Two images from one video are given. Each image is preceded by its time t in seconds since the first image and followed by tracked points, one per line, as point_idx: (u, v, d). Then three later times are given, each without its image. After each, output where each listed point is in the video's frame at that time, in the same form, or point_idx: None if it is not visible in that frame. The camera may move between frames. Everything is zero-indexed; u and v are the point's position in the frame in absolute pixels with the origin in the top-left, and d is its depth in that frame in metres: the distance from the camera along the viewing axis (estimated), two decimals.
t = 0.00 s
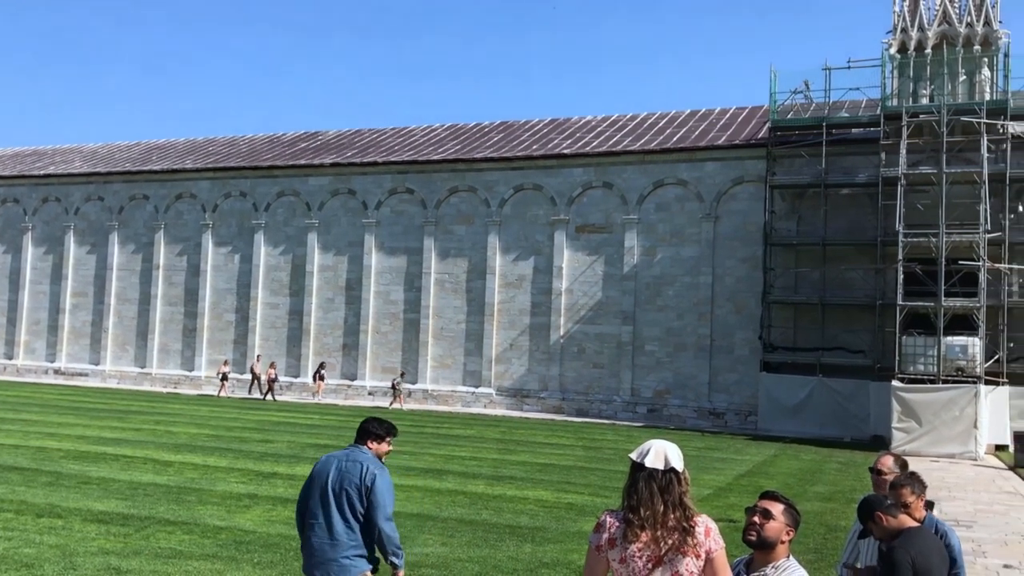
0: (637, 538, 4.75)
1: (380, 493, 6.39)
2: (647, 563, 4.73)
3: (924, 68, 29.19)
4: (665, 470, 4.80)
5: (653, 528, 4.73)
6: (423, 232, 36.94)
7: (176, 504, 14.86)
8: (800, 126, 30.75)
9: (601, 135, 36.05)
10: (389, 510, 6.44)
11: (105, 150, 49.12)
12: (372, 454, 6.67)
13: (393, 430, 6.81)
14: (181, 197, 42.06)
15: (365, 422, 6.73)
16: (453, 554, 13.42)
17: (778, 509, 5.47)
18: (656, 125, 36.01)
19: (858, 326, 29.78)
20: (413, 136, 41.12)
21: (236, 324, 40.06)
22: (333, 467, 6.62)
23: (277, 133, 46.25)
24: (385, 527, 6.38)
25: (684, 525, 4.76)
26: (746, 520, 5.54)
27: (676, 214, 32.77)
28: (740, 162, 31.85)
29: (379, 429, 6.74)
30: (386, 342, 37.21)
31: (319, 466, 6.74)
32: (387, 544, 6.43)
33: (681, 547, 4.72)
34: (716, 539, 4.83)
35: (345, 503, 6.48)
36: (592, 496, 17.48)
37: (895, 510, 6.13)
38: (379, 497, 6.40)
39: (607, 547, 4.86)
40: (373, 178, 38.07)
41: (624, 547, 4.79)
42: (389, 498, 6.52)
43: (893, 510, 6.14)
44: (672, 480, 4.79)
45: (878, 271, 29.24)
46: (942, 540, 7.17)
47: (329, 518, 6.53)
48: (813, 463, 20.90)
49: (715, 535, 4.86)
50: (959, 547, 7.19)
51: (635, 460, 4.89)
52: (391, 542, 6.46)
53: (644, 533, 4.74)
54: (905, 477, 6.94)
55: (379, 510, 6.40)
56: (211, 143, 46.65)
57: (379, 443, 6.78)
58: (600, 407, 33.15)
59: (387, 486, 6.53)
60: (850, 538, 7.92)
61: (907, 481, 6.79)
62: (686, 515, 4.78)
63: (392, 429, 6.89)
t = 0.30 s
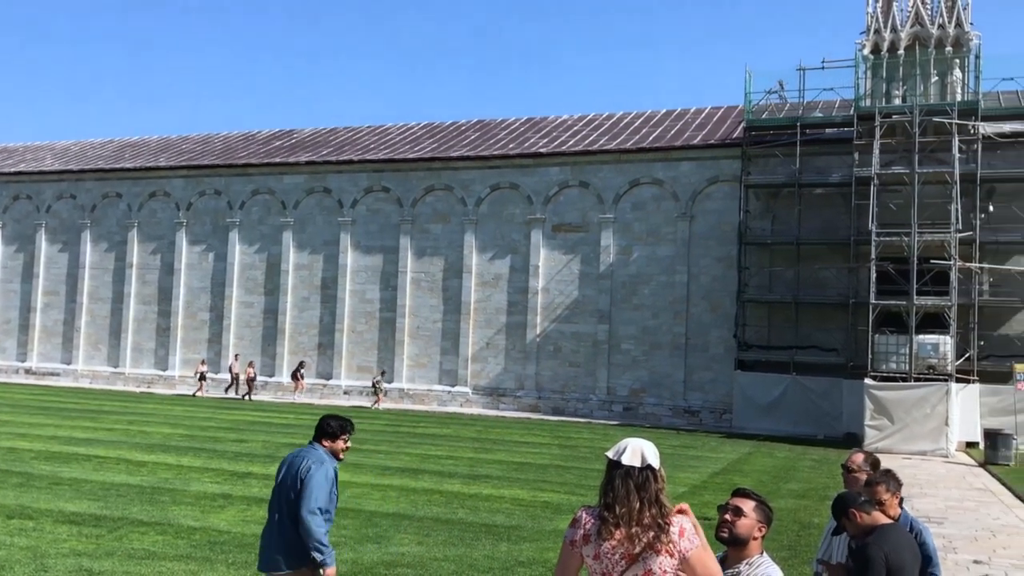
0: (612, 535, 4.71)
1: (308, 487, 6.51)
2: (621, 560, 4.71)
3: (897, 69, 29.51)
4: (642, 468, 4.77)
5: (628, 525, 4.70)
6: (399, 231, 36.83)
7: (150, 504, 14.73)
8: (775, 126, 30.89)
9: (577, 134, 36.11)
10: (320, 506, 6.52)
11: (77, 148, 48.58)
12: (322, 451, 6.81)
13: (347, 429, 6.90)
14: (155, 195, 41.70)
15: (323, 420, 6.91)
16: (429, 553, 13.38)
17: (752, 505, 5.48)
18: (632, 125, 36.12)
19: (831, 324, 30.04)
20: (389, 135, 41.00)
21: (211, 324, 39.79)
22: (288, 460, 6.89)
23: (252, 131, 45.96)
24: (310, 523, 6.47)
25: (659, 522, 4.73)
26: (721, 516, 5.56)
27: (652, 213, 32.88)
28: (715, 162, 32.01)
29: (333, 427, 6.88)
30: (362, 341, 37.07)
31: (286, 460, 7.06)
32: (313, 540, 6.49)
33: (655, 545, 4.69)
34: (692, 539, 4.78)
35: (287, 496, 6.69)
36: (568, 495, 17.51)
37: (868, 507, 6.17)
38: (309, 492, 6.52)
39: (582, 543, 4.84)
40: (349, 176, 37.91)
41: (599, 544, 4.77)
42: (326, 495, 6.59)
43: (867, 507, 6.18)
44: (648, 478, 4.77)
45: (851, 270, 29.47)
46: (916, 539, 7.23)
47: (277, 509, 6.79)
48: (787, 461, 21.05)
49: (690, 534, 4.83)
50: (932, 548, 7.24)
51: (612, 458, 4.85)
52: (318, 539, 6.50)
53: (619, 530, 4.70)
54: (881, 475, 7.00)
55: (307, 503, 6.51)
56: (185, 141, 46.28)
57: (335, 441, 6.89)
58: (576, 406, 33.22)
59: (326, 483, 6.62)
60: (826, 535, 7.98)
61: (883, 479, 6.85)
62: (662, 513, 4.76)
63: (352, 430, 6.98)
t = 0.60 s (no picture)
0: (591, 534, 4.70)
1: (257, 478, 6.61)
2: (601, 558, 4.70)
3: (875, 70, 29.72)
4: (624, 467, 4.74)
5: (609, 524, 4.68)
6: (379, 230, 36.75)
7: (128, 505, 14.64)
8: (755, 126, 31.01)
9: (558, 133, 36.15)
10: (265, 499, 6.60)
11: (54, 146, 48.16)
12: (283, 445, 6.89)
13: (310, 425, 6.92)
14: (134, 194, 41.41)
15: (289, 413, 6.97)
16: (409, 553, 13.35)
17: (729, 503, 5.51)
18: (613, 124, 36.19)
19: (810, 323, 30.23)
20: (370, 133, 40.90)
21: (190, 323, 39.57)
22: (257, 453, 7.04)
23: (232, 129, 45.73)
24: (253, 513, 6.56)
25: (640, 521, 4.72)
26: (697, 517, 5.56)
27: (633, 213, 32.95)
28: (696, 161, 32.11)
29: (297, 422, 6.92)
30: (343, 340, 36.96)
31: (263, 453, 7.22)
32: (255, 531, 6.56)
33: (635, 543, 4.70)
34: (671, 535, 4.81)
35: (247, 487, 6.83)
36: (548, 493, 17.53)
37: (848, 505, 6.17)
38: (257, 482, 6.62)
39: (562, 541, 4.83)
40: (329, 175, 37.78)
41: (578, 542, 4.76)
42: (274, 488, 6.65)
43: (848, 505, 6.17)
44: (630, 476, 4.74)
45: (830, 269, 29.54)
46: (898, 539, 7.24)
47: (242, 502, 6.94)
48: (767, 459, 21.16)
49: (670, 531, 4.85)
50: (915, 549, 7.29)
51: (593, 457, 4.82)
52: (261, 530, 6.57)
53: (600, 530, 4.69)
54: (862, 473, 7.04)
55: (254, 493, 6.60)
56: (165, 139, 45.98)
57: (298, 436, 6.94)
58: (557, 405, 33.27)
59: (275, 475, 6.68)
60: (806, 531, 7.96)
61: (864, 477, 6.89)
62: (643, 511, 4.75)
63: (318, 426, 6.99)
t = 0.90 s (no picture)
0: (567, 532, 4.70)
1: (199, 476, 6.60)
2: (576, 558, 4.70)
3: (849, 70, 29.98)
4: (600, 465, 4.75)
5: (585, 522, 4.69)
6: (355, 229, 36.61)
7: (100, 505, 14.49)
8: (729, 126, 31.04)
9: (534, 132, 36.18)
10: (206, 496, 6.56)
11: (26, 144, 47.60)
12: (235, 444, 6.86)
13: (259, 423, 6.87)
14: (106, 192, 40.99)
15: (241, 410, 6.96)
16: (384, 553, 13.30)
17: (700, 500, 5.51)
18: (589, 123, 36.27)
19: (783, 322, 30.46)
20: (345, 132, 40.74)
21: (164, 322, 39.25)
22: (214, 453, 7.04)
23: (206, 127, 45.40)
24: (194, 511, 6.52)
25: (616, 519, 4.74)
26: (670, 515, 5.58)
27: (608, 212, 33.03)
28: (671, 161, 32.25)
29: (246, 419, 6.89)
30: (318, 339, 36.80)
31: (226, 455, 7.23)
32: (196, 529, 6.52)
33: (610, 542, 4.71)
34: (645, 533, 4.86)
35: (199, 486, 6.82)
36: (524, 492, 17.54)
37: (822, 502, 6.22)
38: (199, 479, 6.60)
39: (537, 539, 4.81)
40: (304, 173, 37.58)
41: (553, 541, 4.75)
42: (215, 485, 6.61)
43: (821, 502, 6.23)
44: (606, 474, 4.75)
45: (804, 267, 29.83)
46: (875, 536, 7.26)
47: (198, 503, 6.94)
48: (741, 457, 21.29)
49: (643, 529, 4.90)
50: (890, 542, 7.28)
51: (569, 455, 4.82)
52: (202, 528, 6.53)
53: (575, 528, 4.69)
54: (837, 472, 7.09)
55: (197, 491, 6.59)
56: (138, 137, 45.58)
57: (250, 434, 6.89)
58: (533, 404, 33.29)
59: (217, 473, 6.64)
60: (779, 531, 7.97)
61: (839, 477, 6.93)
62: (618, 510, 4.77)
63: (269, 424, 6.93)
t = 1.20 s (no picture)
0: (548, 531, 4.69)
1: (153, 479, 6.58)
2: (555, 557, 4.70)
3: (827, 71, 30.17)
4: (580, 463, 4.77)
5: (565, 521, 4.68)
6: (335, 228, 36.48)
7: (77, 507, 14.36)
8: (708, 126, 31.21)
9: (514, 131, 36.17)
10: (158, 499, 6.52)
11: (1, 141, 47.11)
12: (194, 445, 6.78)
13: (219, 425, 6.74)
14: (83, 190, 40.62)
15: (203, 411, 6.85)
16: (364, 553, 13.27)
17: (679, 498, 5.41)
18: (569, 123, 36.31)
19: (762, 321, 30.63)
20: (325, 130, 40.58)
21: (142, 322, 38.97)
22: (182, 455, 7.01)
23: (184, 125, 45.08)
24: (147, 514, 6.52)
25: (595, 517, 4.75)
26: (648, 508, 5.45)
27: (589, 211, 33.08)
28: (651, 160, 32.33)
29: (207, 420, 6.77)
30: (297, 339, 36.63)
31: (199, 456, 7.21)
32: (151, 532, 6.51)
33: (590, 542, 4.72)
34: (623, 532, 4.87)
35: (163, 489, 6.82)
36: (505, 491, 17.54)
37: (801, 500, 6.18)
38: (153, 482, 6.58)
39: (517, 538, 4.80)
40: (283, 172, 37.39)
41: (532, 539, 4.74)
42: (169, 488, 6.57)
43: (799, 499, 6.19)
44: (586, 473, 4.77)
45: (782, 266, 30.16)
46: (853, 534, 7.27)
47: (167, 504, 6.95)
48: (720, 455, 21.38)
49: (621, 528, 4.91)
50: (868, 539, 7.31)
51: (549, 454, 4.83)
52: (156, 531, 6.50)
53: (556, 527, 4.68)
54: (816, 471, 7.14)
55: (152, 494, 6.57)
56: (115, 135, 45.20)
57: (209, 435, 6.79)
58: (513, 403, 33.31)
59: (171, 474, 6.60)
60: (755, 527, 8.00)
61: (817, 475, 7.00)
62: (598, 508, 4.78)
63: (228, 425, 6.78)
